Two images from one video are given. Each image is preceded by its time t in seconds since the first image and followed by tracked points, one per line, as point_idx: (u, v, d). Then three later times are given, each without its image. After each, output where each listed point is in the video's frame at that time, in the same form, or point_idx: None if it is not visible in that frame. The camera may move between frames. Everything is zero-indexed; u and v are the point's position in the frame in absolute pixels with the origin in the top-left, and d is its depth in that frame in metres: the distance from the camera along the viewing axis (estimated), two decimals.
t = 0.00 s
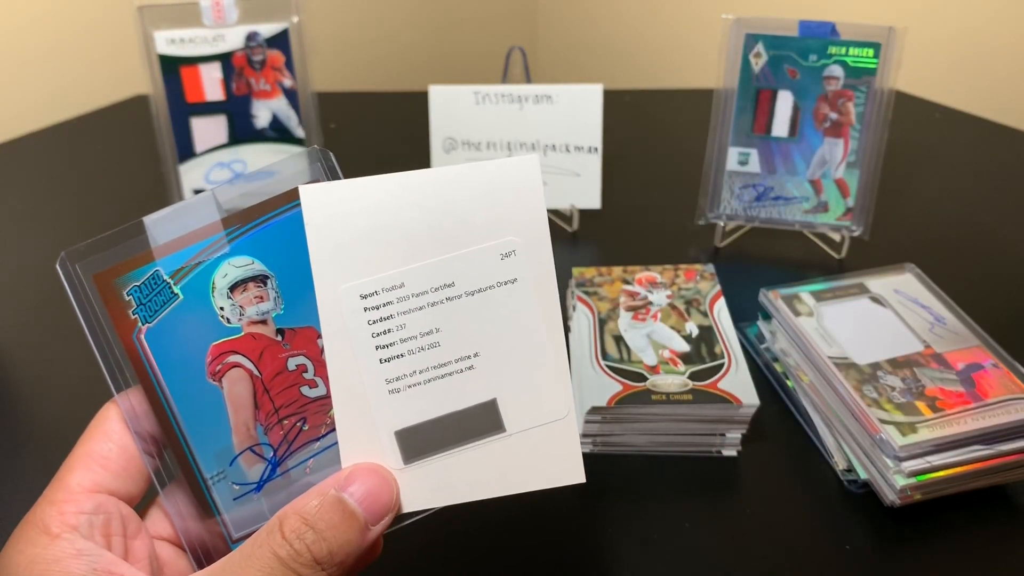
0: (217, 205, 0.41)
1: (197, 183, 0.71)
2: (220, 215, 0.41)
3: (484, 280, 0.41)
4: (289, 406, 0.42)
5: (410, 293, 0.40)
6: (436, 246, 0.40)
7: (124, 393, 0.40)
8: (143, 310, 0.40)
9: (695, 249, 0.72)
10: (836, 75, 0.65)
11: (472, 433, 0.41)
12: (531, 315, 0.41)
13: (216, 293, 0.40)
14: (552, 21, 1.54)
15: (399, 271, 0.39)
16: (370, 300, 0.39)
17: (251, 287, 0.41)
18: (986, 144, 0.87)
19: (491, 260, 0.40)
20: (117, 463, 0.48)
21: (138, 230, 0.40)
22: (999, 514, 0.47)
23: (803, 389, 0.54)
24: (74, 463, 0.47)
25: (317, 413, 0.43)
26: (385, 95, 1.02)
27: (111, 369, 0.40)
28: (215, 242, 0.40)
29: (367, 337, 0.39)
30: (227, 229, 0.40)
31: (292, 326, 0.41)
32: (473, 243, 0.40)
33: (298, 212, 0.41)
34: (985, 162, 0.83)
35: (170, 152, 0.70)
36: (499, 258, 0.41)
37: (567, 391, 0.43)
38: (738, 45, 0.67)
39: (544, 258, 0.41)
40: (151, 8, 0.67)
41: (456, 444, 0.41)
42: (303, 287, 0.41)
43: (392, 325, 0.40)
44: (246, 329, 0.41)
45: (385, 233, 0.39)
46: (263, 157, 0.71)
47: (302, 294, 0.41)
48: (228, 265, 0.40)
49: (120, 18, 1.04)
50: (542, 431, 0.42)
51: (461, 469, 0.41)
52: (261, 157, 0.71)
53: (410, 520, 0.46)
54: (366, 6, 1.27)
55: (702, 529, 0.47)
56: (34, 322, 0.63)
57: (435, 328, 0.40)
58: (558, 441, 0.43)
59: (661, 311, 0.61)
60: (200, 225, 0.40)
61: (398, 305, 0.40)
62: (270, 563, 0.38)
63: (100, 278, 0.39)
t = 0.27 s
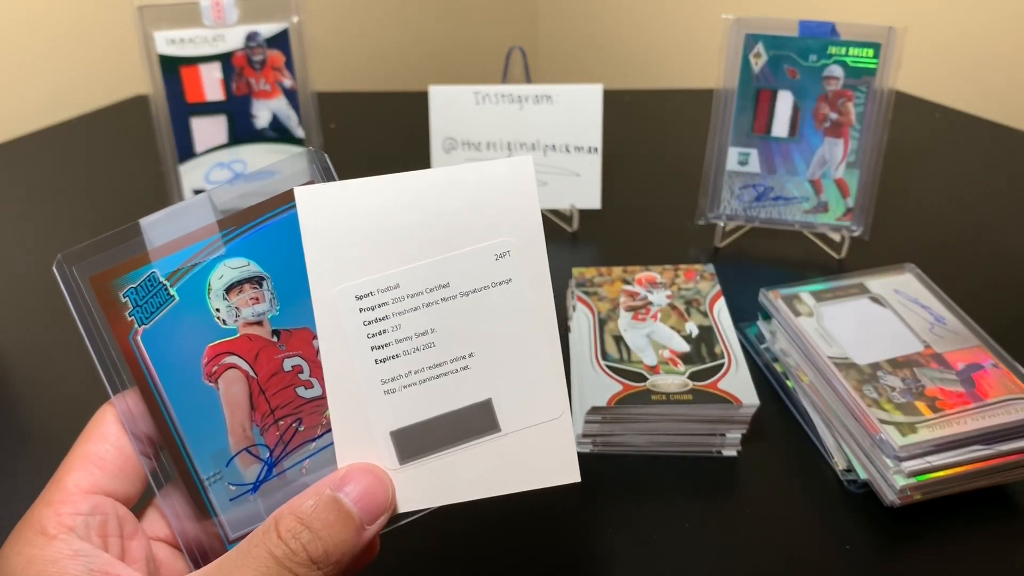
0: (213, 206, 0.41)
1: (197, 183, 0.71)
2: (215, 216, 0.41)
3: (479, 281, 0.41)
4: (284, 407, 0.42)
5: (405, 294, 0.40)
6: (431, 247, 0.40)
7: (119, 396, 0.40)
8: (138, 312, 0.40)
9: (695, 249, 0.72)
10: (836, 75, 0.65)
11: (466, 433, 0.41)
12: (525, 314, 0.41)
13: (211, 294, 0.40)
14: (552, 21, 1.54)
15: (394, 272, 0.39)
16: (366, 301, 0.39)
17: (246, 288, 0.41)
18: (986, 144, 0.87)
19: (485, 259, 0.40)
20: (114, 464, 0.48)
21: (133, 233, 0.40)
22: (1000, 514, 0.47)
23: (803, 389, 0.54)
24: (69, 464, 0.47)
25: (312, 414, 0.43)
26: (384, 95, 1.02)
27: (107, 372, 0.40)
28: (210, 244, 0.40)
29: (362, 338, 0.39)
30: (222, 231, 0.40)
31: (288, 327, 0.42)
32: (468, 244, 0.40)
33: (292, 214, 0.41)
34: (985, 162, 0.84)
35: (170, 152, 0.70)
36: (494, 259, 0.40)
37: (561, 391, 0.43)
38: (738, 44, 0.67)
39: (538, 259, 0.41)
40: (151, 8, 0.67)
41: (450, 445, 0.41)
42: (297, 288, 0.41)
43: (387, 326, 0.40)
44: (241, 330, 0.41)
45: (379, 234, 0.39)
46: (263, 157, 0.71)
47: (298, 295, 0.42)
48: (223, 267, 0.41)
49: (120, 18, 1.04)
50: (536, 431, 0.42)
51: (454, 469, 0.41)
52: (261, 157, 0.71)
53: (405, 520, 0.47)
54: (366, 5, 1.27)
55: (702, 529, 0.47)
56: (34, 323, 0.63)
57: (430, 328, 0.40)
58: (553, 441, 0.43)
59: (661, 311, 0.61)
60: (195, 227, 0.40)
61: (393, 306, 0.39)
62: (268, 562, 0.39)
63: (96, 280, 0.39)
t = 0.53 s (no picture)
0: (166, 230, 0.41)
1: (197, 183, 0.71)
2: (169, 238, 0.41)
3: (422, 277, 0.42)
4: (247, 416, 0.42)
5: (354, 296, 0.40)
6: (375, 249, 0.41)
7: (96, 421, 0.39)
8: (105, 338, 0.38)
9: (695, 249, 0.73)
10: (836, 75, 0.65)
11: (426, 426, 0.42)
12: (472, 305, 0.43)
13: (168, 312, 0.39)
14: (552, 21, 1.54)
15: (342, 275, 0.40)
16: (316, 306, 0.40)
17: (203, 305, 0.40)
18: (986, 144, 0.87)
19: (428, 256, 0.42)
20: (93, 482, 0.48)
21: (95, 261, 0.39)
22: (999, 514, 0.47)
23: (803, 389, 0.55)
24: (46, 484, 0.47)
25: (275, 422, 0.42)
26: (385, 95, 1.02)
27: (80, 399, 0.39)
28: (166, 266, 0.39)
29: (315, 341, 0.40)
30: (176, 253, 0.39)
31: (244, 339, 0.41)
32: (408, 243, 0.41)
33: (241, 231, 0.40)
34: (985, 162, 0.84)
35: (170, 152, 0.70)
36: (435, 254, 0.42)
37: (513, 376, 0.45)
38: (738, 44, 0.67)
39: (477, 247, 0.43)
40: (152, 9, 0.67)
41: (410, 441, 0.42)
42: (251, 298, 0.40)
43: (338, 328, 0.40)
44: (200, 345, 0.41)
45: (325, 238, 0.40)
46: (263, 157, 0.72)
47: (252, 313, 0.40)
48: (180, 286, 0.40)
49: (120, 19, 1.05)
50: (495, 419, 0.44)
51: (414, 464, 0.42)
52: (262, 157, 0.72)
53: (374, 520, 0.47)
54: (366, 6, 1.27)
55: (702, 528, 0.47)
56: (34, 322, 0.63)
57: (381, 327, 0.41)
58: (513, 428, 0.44)
59: (661, 311, 0.61)
60: (154, 250, 0.40)
61: (343, 308, 0.40)
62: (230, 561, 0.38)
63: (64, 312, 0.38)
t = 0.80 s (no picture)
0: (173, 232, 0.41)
1: (197, 183, 0.72)
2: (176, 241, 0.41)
3: (428, 283, 0.42)
4: (251, 418, 0.42)
5: (359, 301, 0.41)
6: (381, 255, 0.41)
7: (97, 421, 0.39)
8: (109, 338, 0.39)
9: (695, 249, 0.73)
10: (836, 75, 0.65)
11: (426, 432, 0.42)
12: (475, 312, 0.43)
13: (174, 314, 0.40)
14: (552, 22, 1.54)
15: (348, 280, 0.40)
16: (321, 311, 0.40)
17: (208, 307, 0.41)
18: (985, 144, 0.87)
19: (432, 263, 0.42)
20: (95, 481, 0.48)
21: (99, 263, 0.39)
22: (999, 513, 0.47)
23: (803, 389, 0.55)
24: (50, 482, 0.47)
25: (278, 425, 0.43)
26: (385, 95, 1.02)
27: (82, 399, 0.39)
28: (171, 269, 0.40)
29: (320, 345, 0.40)
30: (183, 255, 0.40)
31: (249, 341, 0.41)
32: (413, 249, 0.41)
33: (247, 235, 0.40)
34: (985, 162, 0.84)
35: (171, 153, 0.70)
36: (440, 262, 0.42)
37: (514, 386, 0.44)
38: (738, 45, 0.67)
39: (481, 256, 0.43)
40: (152, 9, 0.67)
41: (409, 445, 0.42)
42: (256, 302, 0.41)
43: (343, 333, 0.41)
44: (205, 347, 0.41)
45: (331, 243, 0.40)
46: (263, 157, 0.72)
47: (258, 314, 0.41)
48: (186, 288, 0.40)
49: (120, 19, 1.05)
50: (492, 425, 0.44)
51: (414, 469, 0.42)
52: (262, 158, 0.72)
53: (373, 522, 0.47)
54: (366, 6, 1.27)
55: (702, 528, 0.47)
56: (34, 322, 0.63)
57: (386, 332, 0.41)
58: (508, 436, 0.44)
59: (661, 311, 0.61)
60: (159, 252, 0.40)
61: (349, 313, 0.41)
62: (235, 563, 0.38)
63: (68, 311, 0.38)
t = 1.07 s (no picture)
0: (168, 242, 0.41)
1: (197, 183, 0.71)
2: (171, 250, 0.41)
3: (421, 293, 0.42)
4: (244, 426, 0.42)
5: (353, 310, 0.41)
6: (374, 264, 0.41)
7: (90, 426, 0.39)
8: (103, 345, 0.39)
9: (695, 249, 0.73)
10: (836, 75, 0.65)
11: (418, 439, 0.43)
12: (467, 322, 0.43)
13: (168, 321, 0.40)
14: (552, 21, 1.54)
15: (341, 289, 0.41)
16: (315, 319, 0.40)
17: (202, 315, 0.40)
18: (985, 144, 0.87)
19: (425, 274, 0.42)
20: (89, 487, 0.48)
21: (94, 271, 0.39)
22: (998, 513, 0.47)
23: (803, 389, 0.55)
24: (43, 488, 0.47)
25: (271, 432, 0.43)
26: (385, 95, 1.02)
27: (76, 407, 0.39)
28: (166, 276, 0.40)
29: (314, 353, 0.41)
30: (177, 264, 0.40)
31: (243, 349, 0.41)
32: (407, 259, 0.42)
33: (241, 244, 0.41)
34: (985, 162, 0.84)
35: (170, 152, 0.70)
36: (433, 271, 0.42)
37: (505, 393, 0.44)
38: (738, 44, 0.67)
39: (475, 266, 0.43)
40: (152, 9, 0.67)
41: (404, 450, 0.42)
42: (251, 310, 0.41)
43: (337, 341, 0.41)
44: (199, 355, 0.41)
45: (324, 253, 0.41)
46: (263, 157, 0.72)
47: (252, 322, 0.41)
48: (180, 296, 0.40)
49: (120, 19, 1.05)
50: (486, 432, 0.44)
51: (408, 475, 0.43)
52: (262, 158, 0.72)
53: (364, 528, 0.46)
54: (366, 5, 1.27)
55: (701, 528, 0.47)
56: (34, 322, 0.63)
57: (378, 340, 0.41)
58: (503, 444, 0.44)
59: (661, 311, 0.61)
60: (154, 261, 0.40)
61: (342, 322, 0.41)
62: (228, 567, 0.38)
63: (62, 318, 0.38)
